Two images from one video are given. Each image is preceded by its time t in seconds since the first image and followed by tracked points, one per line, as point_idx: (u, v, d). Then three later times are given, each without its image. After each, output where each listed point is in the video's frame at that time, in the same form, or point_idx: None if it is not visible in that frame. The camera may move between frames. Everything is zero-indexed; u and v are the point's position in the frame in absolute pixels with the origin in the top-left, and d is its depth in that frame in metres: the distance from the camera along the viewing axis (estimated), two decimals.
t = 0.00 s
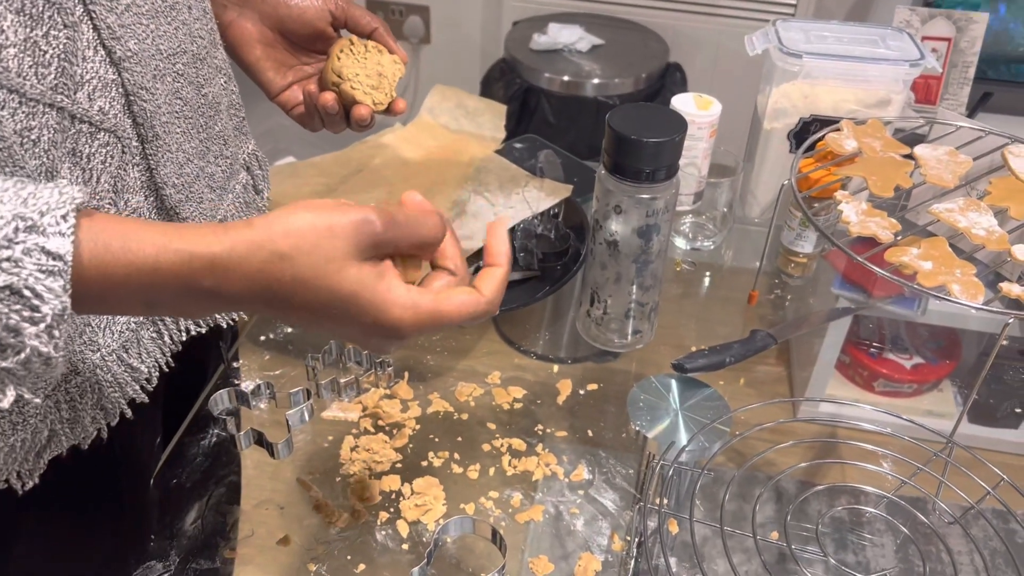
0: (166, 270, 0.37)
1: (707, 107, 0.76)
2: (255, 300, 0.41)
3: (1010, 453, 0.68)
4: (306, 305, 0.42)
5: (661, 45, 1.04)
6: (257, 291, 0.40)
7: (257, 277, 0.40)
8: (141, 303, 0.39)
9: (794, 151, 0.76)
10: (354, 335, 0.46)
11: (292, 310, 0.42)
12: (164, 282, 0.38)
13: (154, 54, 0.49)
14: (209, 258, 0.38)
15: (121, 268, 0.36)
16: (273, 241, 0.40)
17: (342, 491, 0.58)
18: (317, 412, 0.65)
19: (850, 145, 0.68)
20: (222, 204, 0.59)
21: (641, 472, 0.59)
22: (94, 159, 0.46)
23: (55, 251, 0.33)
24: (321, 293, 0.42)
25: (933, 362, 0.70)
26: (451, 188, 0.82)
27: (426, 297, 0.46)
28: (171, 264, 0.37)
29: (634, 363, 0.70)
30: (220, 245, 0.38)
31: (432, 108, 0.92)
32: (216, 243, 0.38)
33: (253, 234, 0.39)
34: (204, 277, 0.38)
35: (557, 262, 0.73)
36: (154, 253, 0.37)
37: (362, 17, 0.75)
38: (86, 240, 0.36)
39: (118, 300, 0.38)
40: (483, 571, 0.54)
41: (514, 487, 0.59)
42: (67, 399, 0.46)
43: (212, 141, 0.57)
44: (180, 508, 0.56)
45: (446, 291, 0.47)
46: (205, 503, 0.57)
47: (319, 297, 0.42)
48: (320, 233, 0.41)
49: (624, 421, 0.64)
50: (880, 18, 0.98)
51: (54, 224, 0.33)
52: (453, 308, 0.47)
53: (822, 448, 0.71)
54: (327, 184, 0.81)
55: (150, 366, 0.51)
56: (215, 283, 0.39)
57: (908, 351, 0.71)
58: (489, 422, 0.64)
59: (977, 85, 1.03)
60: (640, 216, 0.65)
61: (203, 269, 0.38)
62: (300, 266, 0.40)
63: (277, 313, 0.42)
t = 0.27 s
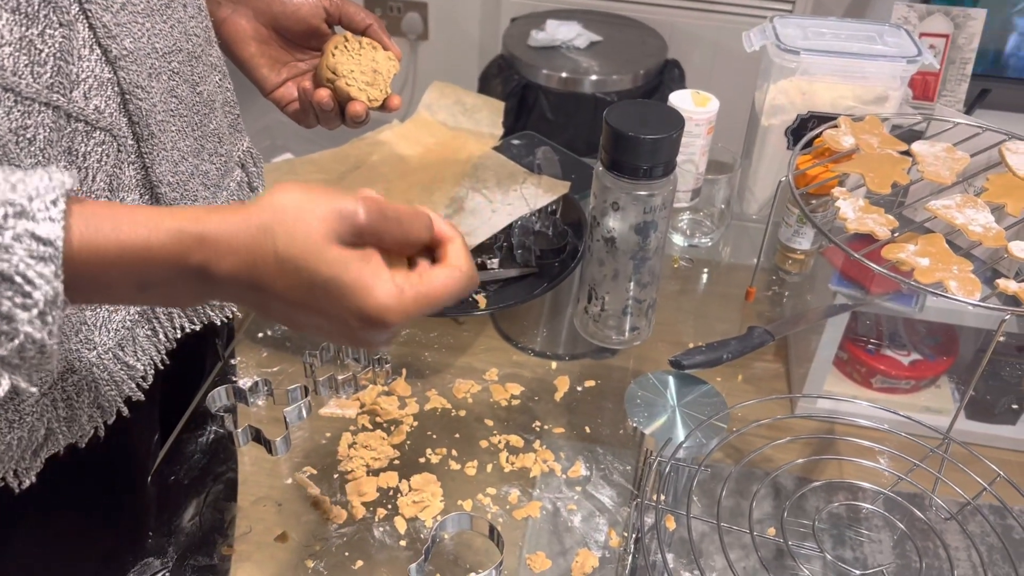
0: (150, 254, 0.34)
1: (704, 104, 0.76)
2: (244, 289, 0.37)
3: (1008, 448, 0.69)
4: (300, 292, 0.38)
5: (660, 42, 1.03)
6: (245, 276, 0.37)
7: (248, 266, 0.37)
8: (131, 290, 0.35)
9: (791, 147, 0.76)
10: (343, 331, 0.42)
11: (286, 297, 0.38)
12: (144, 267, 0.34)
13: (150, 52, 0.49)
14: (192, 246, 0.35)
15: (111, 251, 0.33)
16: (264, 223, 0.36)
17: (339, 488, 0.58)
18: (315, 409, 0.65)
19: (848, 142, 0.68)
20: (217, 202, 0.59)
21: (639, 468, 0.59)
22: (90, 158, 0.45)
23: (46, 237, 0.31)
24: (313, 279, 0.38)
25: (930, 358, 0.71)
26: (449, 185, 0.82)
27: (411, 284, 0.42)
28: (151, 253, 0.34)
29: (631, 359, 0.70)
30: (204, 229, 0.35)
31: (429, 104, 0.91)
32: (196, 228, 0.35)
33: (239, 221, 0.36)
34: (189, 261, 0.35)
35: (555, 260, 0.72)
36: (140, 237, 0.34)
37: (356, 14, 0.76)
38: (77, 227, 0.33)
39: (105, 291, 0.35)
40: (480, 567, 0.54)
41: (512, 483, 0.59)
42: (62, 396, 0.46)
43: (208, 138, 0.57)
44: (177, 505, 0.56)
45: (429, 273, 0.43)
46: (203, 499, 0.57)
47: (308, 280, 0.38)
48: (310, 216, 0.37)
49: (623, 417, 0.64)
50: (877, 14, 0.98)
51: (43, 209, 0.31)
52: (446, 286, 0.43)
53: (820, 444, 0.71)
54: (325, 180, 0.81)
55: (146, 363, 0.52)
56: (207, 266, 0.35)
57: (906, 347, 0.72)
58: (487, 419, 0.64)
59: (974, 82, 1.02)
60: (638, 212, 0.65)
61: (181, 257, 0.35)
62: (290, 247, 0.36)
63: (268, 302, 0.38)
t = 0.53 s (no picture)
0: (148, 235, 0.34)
1: (702, 100, 0.76)
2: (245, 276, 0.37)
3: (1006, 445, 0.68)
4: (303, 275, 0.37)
5: (658, 38, 1.03)
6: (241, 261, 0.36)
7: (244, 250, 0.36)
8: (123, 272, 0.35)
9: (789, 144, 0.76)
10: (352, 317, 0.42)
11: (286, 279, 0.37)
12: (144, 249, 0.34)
13: (142, 46, 0.49)
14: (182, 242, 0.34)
15: (98, 236, 0.33)
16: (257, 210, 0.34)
17: (335, 485, 0.58)
18: (311, 406, 0.64)
19: (844, 138, 0.68)
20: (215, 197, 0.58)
21: (635, 465, 0.59)
22: (84, 153, 0.45)
23: (29, 219, 0.31)
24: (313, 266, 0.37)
25: (927, 355, 0.71)
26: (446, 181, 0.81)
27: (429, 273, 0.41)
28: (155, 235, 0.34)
29: (628, 356, 0.70)
30: (201, 214, 0.35)
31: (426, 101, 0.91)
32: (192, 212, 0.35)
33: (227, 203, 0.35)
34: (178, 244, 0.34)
35: (552, 256, 0.73)
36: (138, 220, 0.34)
37: (354, 7, 0.76)
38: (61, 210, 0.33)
39: (94, 277, 0.34)
40: (476, 564, 0.54)
41: (509, 480, 0.59)
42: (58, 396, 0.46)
43: (204, 133, 0.57)
44: (172, 502, 0.56)
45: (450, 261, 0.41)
46: (199, 496, 0.57)
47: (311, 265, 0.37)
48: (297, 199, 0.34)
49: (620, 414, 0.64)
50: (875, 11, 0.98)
51: (26, 192, 0.31)
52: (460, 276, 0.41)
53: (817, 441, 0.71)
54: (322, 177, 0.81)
55: (142, 360, 0.51)
56: (201, 252, 0.35)
57: (903, 344, 0.72)
58: (484, 415, 0.64)
59: (972, 78, 1.02)
60: (635, 209, 0.65)
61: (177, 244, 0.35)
62: (288, 237, 0.35)
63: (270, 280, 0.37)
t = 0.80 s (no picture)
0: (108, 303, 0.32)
1: (699, 96, 0.75)
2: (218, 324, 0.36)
3: (1003, 441, 0.68)
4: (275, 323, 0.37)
5: (656, 34, 1.03)
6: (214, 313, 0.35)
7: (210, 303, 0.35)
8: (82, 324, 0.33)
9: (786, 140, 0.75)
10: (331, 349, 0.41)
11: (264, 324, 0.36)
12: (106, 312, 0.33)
13: (131, 45, 0.47)
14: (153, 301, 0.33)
15: (46, 295, 0.31)
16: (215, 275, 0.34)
17: (332, 483, 0.58)
18: (308, 403, 0.64)
19: (842, 134, 0.68)
20: (206, 195, 0.57)
21: (632, 463, 0.59)
22: (72, 154, 0.43)
23: None
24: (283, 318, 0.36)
25: (926, 351, 0.70)
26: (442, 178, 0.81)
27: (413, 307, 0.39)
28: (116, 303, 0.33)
29: (625, 353, 0.70)
30: (167, 272, 0.33)
31: (423, 97, 0.91)
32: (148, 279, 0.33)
33: (193, 262, 0.33)
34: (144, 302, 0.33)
35: (549, 253, 0.72)
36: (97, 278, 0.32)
37: (345, 5, 0.75)
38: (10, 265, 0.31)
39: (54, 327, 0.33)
40: (473, 561, 0.53)
41: (506, 478, 0.59)
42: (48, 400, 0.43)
43: (194, 131, 0.56)
44: (169, 499, 0.56)
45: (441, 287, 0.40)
46: (195, 494, 0.57)
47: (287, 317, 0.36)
48: (268, 250, 0.34)
49: (617, 411, 0.63)
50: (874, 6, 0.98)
51: None
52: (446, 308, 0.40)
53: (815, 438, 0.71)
54: (318, 174, 0.80)
55: (133, 361, 0.49)
56: (170, 310, 0.34)
57: (901, 341, 0.71)
58: (481, 413, 0.64)
59: (971, 74, 1.02)
60: (632, 206, 0.64)
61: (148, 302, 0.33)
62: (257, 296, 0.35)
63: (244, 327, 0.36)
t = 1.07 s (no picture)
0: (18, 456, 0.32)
1: (699, 94, 0.75)
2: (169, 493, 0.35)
3: (1003, 439, 0.68)
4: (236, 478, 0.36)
5: (655, 32, 1.02)
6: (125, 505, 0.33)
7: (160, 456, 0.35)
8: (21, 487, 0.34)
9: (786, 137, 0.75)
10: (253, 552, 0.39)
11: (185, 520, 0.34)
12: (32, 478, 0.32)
13: (118, 52, 0.44)
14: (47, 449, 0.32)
15: None
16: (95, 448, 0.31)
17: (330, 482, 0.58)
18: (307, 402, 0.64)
19: (842, 131, 0.68)
20: (192, 199, 0.55)
21: (632, 461, 0.59)
22: (56, 162, 0.43)
23: None
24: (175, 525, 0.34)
25: (927, 349, 0.70)
26: (442, 176, 0.81)
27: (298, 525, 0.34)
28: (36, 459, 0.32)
29: (625, 351, 0.69)
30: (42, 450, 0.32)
31: (423, 94, 0.91)
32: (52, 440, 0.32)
33: (63, 448, 0.32)
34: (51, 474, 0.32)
35: (549, 251, 0.72)
36: None
37: (334, 9, 0.76)
38: None
39: None
40: (473, 561, 0.53)
41: (505, 476, 0.59)
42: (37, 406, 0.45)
43: (181, 135, 0.53)
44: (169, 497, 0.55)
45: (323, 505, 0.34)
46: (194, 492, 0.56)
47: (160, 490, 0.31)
48: (166, 429, 0.31)
49: (617, 409, 0.63)
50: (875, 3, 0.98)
51: None
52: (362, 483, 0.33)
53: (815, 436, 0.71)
54: (317, 172, 0.80)
55: (122, 368, 0.51)
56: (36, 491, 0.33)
57: (902, 338, 0.71)
58: (481, 412, 0.64)
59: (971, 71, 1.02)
60: (631, 203, 0.64)
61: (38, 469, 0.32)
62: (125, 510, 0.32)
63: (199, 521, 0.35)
